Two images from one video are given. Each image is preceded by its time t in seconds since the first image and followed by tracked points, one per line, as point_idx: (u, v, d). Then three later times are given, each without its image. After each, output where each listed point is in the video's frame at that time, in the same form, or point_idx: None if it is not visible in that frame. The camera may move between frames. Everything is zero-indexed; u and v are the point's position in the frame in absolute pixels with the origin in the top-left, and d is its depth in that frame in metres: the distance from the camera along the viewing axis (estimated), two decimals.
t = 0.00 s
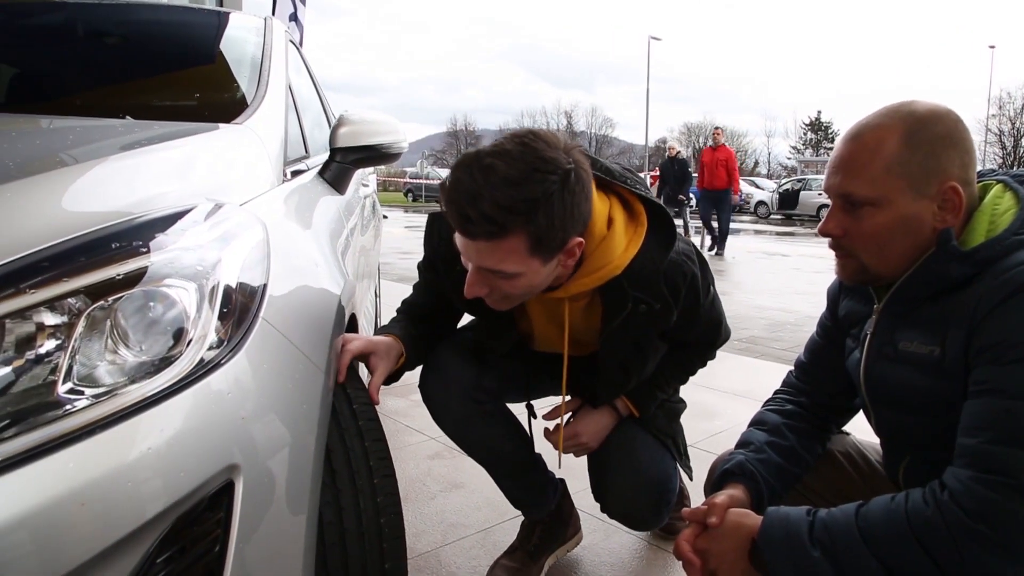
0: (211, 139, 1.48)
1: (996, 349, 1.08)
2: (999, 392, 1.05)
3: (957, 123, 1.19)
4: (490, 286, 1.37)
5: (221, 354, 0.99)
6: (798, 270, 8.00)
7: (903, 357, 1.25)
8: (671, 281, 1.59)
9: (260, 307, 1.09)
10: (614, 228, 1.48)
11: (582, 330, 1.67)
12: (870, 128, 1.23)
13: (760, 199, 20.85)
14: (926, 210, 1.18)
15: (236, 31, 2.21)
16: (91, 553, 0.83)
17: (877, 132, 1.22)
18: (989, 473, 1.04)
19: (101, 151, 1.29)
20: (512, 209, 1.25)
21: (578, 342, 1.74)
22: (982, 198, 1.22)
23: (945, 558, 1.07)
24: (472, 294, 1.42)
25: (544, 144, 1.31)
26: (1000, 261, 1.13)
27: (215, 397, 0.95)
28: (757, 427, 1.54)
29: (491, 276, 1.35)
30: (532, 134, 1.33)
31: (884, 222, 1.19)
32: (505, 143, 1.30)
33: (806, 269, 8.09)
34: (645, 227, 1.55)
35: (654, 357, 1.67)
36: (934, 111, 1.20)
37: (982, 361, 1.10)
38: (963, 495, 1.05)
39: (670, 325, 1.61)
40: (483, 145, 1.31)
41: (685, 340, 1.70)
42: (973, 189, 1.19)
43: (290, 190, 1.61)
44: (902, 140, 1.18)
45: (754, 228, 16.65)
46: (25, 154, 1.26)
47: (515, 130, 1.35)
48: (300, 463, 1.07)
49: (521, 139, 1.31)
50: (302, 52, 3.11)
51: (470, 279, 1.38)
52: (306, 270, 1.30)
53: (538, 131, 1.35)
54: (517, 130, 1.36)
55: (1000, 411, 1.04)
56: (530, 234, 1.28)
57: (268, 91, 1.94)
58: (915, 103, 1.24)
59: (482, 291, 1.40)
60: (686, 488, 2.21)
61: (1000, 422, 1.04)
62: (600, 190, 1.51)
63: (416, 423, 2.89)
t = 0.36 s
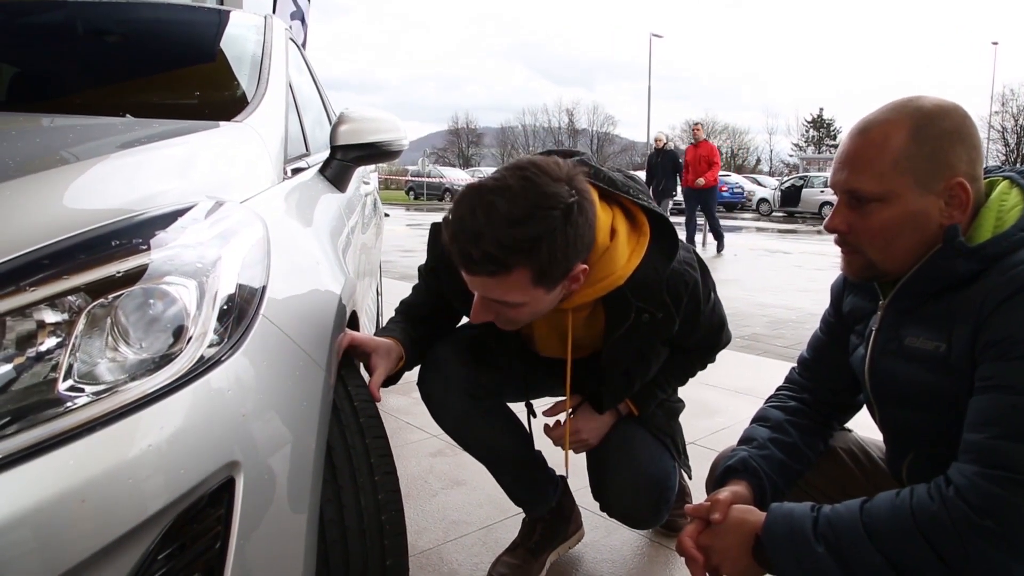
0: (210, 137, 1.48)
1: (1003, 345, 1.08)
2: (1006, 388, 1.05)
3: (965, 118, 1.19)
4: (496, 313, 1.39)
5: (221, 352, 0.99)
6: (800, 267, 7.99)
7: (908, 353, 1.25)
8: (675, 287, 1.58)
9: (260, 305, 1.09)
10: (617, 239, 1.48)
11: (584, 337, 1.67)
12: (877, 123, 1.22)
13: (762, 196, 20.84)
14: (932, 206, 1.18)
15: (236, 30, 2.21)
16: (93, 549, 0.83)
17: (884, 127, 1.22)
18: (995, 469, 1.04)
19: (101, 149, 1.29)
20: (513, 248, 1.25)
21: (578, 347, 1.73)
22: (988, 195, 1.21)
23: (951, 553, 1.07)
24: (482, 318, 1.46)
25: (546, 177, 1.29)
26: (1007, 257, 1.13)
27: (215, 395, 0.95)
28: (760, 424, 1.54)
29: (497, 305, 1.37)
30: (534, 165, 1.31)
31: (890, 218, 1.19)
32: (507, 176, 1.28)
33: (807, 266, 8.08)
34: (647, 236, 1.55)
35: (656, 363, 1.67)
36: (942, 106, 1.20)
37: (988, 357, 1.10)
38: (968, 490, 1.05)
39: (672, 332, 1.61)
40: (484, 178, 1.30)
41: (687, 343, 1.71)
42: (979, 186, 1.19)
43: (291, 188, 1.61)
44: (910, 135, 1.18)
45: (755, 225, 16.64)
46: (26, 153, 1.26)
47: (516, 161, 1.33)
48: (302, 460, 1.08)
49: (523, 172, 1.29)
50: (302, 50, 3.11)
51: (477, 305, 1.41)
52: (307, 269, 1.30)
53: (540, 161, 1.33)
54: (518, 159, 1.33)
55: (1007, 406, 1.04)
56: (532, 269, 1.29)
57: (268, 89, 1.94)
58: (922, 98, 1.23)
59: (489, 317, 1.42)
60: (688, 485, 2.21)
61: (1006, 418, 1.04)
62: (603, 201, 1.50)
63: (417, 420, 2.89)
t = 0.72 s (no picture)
0: (205, 123, 1.47)
1: (1008, 329, 1.07)
2: (1011, 371, 1.04)
3: (971, 101, 1.18)
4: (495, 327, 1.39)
5: (214, 337, 0.98)
6: (800, 256, 7.98)
7: (910, 338, 1.24)
8: (674, 286, 1.57)
9: (254, 290, 1.08)
10: (616, 238, 1.45)
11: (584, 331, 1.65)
12: (882, 106, 1.21)
13: (762, 186, 20.80)
14: (938, 190, 1.16)
15: (231, 16, 2.19)
16: (87, 534, 0.82)
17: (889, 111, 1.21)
18: (999, 453, 1.03)
19: (94, 135, 1.28)
20: (506, 269, 1.25)
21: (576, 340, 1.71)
22: (993, 179, 1.20)
23: (955, 537, 1.06)
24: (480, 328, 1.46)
25: (538, 196, 1.28)
26: (1014, 241, 1.12)
27: (209, 381, 0.95)
28: (760, 410, 1.53)
29: (494, 318, 1.37)
30: (527, 183, 1.30)
31: (894, 203, 1.18)
32: (499, 197, 1.27)
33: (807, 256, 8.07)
34: (646, 235, 1.53)
35: (656, 358, 1.65)
36: (947, 90, 1.18)
37: (993, 341, 1.09)
38: (971, 473, 1.05)
39: (671, 330, 1.60)
40: (478, 196, 1.30)
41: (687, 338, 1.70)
42: (985, 169, 1.18)
43: (287, 175, 1.60)
44: (915, 118, 1.17)
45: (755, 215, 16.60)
46: (18, 139, 1.25)
47: (511, 178, 1.32)
48: (299, 447, 1.07)
49: (515, 192, 1.28)
50: (298, 37, 3.09)
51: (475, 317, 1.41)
52: (303, 256, 1.29)
53: (535, 179, 1.31)
54: (514, 176, 1.32)
55: (1011, 390, 1.03)
56: (527, 289, 1.28)
57: (263, 77, 1.92)
58: (927, 81, 1.22)
59: (488, 328, 1.43)
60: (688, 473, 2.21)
61: (1010, 402, 1.03)
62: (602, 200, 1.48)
63: (416, 409, 2.89)
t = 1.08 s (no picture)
0: (201, 105, 1.45)
1: (1011, 315, 1.06)
2: (1014, 357, 1.04)
3: (980, 85, 1.16)
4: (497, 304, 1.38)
5: (210, 320, 0.97)
6: (799, 245, 7.96)
7: (912, 324, 1.23)
8: (674, 269, 1.56)
9: (250, 273, 1.07)
10: (618, 221, 1.44)
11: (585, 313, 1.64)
12: (890, 88, 1.19)
13: (762, 175, 20.75)
14: (944, 175, 1.15)
15: None
16: (81, 517, 0.81)
17: (897, 94, 1.19)
18: (1001, 440, 1.02)
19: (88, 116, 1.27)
20: (510, 240, 1.23)
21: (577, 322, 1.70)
22: (999, 163, 1.18)
23: (956, 523, 1.06)
24: (482, 305, 1.44)
25: (540, 167, 1.26)
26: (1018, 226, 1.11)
27: (203, 364, 0.93)
28: (760, 396, 1.52)
29: (496, 294, 1.35)
30: (528, 155, 1.29)
31: (899, 187, 1.17)
32: (501, 169, 1.26)
33: (807, 244, 8.06)
34: (649, 217, 1.51)
35: (658, 342, 1.64)
36: (956, 72, 1.17)
37: (997, 326, 1.08)
38: (971, 459, 1.04)
39: (673, 314, 1.59)
40: (479, 169, 1.28)
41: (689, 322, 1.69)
42: (991, 154, 1.17)
43: (284, 158, 1.58)
44: (923, 102, 1.15)
45: (754, 203, 16.58)
46: (10, 120, 1.23)
47: (512, 150, 1.31)
48: (296, 433, 1.06)
49: (517, 164, 1.27)
50: (297, 22, 3.06)
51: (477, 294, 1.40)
52: (300, 240, 1.27)
53: (535, 151, 1.30)
54: (514, 149, 1.31)
55: (1014, 375, 1.03)
56: (530, 261, 1.27)
57: (260, 60, 1.90)
58: (936, 63, 1.20)
59: (489, 306, 1.41)
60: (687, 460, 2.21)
61: (1013, 387, 1.02)
62: (604, 180, 1.47)
63: (415, 396, 2.88)
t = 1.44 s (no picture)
0: (197, 99, 1.44)
1: (1005, 311, 1.06)
2: (1009, 353, 1.03)
3: (975, 81, 1.16)
4: (542, 230, 1.33)
5: (206, 315, 0.96)
6: (796, 240, 7.97)
7: (907, 320, 1.23)
8: (701, 233, 1.56)
9: (246, 268, 1.06)
10: (649, 176, 1.46)
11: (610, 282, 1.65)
12: (885, 84, 1.19)
13: (759, 170, 20.76)
14: (939, 171, 1.15)
15: None
16: (78, 513, 0.81)
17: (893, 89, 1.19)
18: (997, 436, 1.02)
19: (84, 110, 1.26)
20: (555, 139, 1.22)
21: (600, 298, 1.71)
22: (993, 158, 1.19)
23: (951, 519, 1.06)
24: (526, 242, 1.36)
25: (570, 77, 1.29)
26: (1013, 222, 1.11)
27: (199, 360, 0.93)
28: (757, 393, 1.52)
29: (543, 215, 1.30)
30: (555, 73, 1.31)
31: (894, 183, 1.17)
32: (532, 84, 1.28)
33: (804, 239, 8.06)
34: (678, 175, 1.53)
35: (679, 311, 1.66)
36: (952, 68, 1.16)
37: (992, 322, 1.08)
38: (968, 456, 1.04)
39: (700, 275, 1.59)
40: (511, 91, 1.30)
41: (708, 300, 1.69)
42: (987, 149, 1.16)
43: (280, 153, 1.58)
44: (918, 97, 1.15)
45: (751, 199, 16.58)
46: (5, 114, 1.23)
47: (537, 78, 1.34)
48: (292, 430, 1.06)
49: (547, 79, 1.29)
50: (293, 16, 3.05)
51: (522, 224, 1.33)
52: (296, 235, 1.27)
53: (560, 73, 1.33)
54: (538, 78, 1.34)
55: (1009, 371, 1.03)
56: (574, 163, 1.25)
57: (256, 54, 1.89)
58: (932, 58, 1.20)
59: (535, 237, 1.34)
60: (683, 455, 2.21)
61: (1009, 384, 1.02)
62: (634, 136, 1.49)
63: (411, 392, 2.88)
